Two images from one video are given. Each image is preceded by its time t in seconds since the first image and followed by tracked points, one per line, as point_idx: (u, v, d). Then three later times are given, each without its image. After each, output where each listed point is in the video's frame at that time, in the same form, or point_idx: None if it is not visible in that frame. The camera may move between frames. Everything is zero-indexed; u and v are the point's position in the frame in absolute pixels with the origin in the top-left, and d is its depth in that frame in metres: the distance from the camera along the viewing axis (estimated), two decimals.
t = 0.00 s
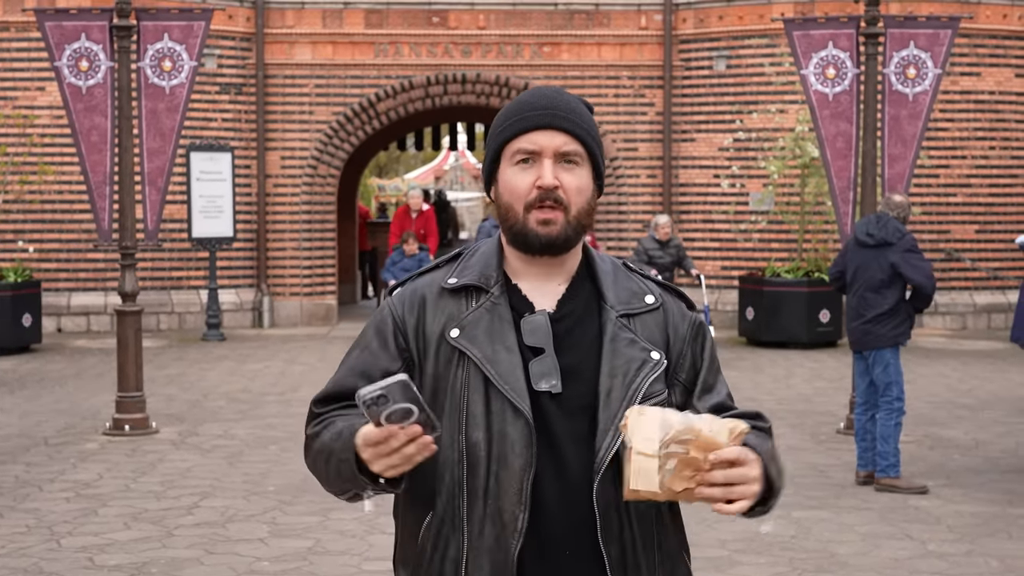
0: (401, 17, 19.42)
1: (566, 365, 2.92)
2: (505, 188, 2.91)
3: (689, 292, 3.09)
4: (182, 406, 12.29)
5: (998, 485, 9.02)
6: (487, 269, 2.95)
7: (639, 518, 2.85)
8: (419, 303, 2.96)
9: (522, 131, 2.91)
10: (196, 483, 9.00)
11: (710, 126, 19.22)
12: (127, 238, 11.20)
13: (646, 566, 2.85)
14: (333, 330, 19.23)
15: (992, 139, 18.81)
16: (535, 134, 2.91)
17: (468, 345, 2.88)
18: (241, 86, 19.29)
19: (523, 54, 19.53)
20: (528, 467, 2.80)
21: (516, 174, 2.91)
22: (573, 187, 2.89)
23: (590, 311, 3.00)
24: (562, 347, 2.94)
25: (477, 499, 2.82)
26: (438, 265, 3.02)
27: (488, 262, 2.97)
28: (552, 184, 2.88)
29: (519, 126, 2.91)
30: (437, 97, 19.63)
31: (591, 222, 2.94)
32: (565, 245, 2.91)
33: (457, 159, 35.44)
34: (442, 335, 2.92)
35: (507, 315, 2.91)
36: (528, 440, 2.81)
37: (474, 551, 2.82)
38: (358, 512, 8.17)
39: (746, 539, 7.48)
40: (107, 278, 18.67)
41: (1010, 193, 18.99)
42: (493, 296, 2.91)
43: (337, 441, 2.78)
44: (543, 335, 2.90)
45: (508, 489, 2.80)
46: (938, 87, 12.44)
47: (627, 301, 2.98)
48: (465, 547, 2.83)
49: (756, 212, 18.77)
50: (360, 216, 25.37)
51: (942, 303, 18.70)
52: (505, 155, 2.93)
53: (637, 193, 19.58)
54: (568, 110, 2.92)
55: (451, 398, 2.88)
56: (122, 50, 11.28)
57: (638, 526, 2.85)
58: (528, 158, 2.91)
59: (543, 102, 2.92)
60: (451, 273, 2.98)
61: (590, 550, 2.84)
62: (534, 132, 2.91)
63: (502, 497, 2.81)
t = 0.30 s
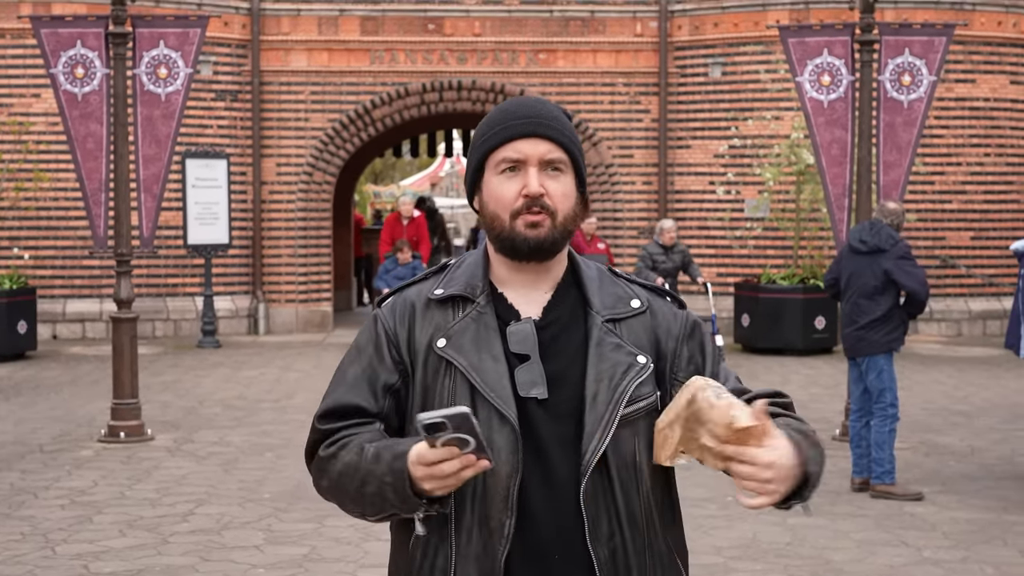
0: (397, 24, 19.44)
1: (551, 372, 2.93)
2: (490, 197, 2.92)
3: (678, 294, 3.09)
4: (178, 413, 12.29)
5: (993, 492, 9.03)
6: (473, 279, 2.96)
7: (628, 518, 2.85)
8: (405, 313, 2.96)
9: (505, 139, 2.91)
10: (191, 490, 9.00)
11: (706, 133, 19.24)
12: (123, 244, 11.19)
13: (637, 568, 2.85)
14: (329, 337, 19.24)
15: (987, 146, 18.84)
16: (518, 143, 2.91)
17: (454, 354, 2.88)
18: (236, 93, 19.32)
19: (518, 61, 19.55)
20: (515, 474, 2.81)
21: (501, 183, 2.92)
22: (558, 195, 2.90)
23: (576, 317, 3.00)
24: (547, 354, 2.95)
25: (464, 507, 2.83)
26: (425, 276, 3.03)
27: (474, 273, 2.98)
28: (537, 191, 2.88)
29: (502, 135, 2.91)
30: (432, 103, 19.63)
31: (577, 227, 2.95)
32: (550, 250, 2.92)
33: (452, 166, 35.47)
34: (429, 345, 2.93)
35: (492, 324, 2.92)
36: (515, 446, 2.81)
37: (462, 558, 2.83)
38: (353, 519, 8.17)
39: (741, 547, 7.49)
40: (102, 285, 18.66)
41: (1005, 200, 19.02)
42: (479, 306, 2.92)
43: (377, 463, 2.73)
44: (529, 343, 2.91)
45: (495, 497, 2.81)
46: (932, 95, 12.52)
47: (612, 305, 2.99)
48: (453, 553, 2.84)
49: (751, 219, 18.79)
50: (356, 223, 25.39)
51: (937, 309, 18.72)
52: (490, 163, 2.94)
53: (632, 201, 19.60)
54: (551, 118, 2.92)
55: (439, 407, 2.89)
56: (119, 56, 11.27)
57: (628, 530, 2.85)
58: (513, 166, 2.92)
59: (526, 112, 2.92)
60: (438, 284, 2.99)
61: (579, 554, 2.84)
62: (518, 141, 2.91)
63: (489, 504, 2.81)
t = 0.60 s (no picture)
0: (394, 25, 19.45)
1: (544, 373, 2.94)
2: (479, 207, 2.91)
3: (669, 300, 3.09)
4: (174, 413, 12.29)
5: (989, 492, 9.04)
6: (470, 281, 2.97)
7: (618, 518, 2.88)
8: (404, 313, 2.96)
9: (493, 152, 2.90)
10: (188, 491, 9.00)
11: (702, 134, 19.26)
12: (119, 244, 11.19)
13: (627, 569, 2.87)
14: (326, 338, 19.24)
15: (982, 147, 18.85)
16: (506, 156, 2.90)
17: (453, 352, 2.89)
18: (232, 94, 19.32)
19: (515, 62, 19.53)
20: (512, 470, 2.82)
21: (490, 195, 2.91)
22: (546, 208, 2.89)
23: (568, 320, 3.01)
24: (540, 355, 2.96)
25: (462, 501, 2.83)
26: (423, 277, 3.04)
27: (471, 276, 2.98)
28: (525, 205, 2.88)
29: (491, 147, 2.90)
30: (429, 104, 19.62)
31: (566, 238, 2.94)
32: (537, 264, 2.91)
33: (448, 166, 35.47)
34: (427, 344, 2.93)
35: (490, 325, 2.93)
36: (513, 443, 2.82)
37: (459, 556, 2.82)
38: (350, 520, 8.18)
39: (738, 547, 7.49)
40: (99, 286, 18.65)
41: (1001, 200, 19.04)
42: (477, 306, 2.93)
43: (414, 455, 2.77)
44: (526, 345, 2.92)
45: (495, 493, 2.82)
46: (928, 95, 12.55)
47: (603, 308, 2.99)
48: (450, 550, 2.83)
49: (747, 220, 18.81)
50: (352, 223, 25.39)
51: (934, 310, 18.74)
52: (479, 175, 2.93)
53: (629, 202, 19.60)
54: (541, 131, 2.90)
55: (437, 405, 2.90)
56: (114, 57, 11.25)
57: (618, 529, 2.87)
58: (502, 180, 2.91)
59: (511, 122, 2.90)
60: (437, 286, 2.99)
61: (572, 553, 2.85)
62: (506, 153, 2.90)
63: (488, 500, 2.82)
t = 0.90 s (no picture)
0: (393, 27, 19.45)
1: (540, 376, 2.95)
2: (481, 226, 2.91)
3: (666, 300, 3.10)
4: (173, 415, 12.30)
5: (989, 494, 9.04)
6: (471, 285, 2.97)
7: (612, 518, 2.88)
8: (405, 314, 2.97)
9: (497, 176, 2.88)
10: (188, 492, 9.00)
11: (701, 136, 19.27)
12: (118, 246, 11.18)
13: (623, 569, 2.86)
14: (325, 340, 19.24)
15: (981, 149, 18.85)
16: (509, 180, 2.89)
17: (452, 354, 2.90)
18: (231, 96, 19.33)
19: (514, 64, 19.54)
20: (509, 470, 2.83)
21: (493, 216, 2.90)
22: (548, 230, 2.89)
23: (564, 324, 3.01)
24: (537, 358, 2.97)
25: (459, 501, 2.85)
26: (424, 279, 3.04)
27: (472, 279, 2.99)
28: (527, 231, 2.88)
29: (494, 171, 2.89)
30: (428, 106, 19.64)
31: (565, 256, 2.95)
32: (535, 285, 2.92)
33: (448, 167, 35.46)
34: (426, 344, 2.93)
35: (490, 327, 2.93)
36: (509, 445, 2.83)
37: (454, 556, 2.83)
38: (349, 522, 8.18)
39: (738, 549, 7.50)
40: (98, 288, 18.67)
41: (1000, 202, 19.04)
42: (477, 311, 2.93)
43: (429, 447, 2.79)
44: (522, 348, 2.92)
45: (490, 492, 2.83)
46: (926, 97, 12.51)
47: (599, 311, 3.00)
48: (445, 550, 2.84)
49: (746, 221, 18.83)
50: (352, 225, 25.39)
51: (933, 311, 18.75)
52: (481, 195, 2.91)
53: (628, 203, 19.60)
54: (546, 153, 2.89)
55: (435, 408, 2.90)
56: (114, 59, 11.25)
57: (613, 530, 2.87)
58: (505, 204, 2.90)
59: (518, 146, 2.89)
60: (437, 289, 3.00)
61: (566, 554, 2.86)
62: (508, 179, 2.89)
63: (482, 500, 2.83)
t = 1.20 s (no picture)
0: (388, 24, 19.44)
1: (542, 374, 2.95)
2: (492, 224, 2.91)
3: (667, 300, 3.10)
4: (168, 412, 12.29)
5: (982, 491, 9.05)
6: (474, 281, 2.97)
7: (609, 519, 2.89)
8: (409, 309, 2.97)
9: (509, 174, 2.88)
10: (182, 489, 8.99)
11: (696, 133, 19.26)
12: (113, 242, 11.16)
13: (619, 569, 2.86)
14: (319, 336, 19.24)
15: (975, 147, 18.88)
16: (521, 178, 2.89)
17: (454, 351, 2.90)
18: (226, 93, 19.29)
19: (509, 61, 19.55)
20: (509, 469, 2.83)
21: (506, 214, 2.90)
22: (560, 229, 2.89)
23: (566, 322, 3.01)
24: (539, 357, 2.97)
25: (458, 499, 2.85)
26: (428, 273, 3.04)
27: (475, 275, 2.99)
28: (539, 229, 2.88)
29: (506, 169, 2.88)
30: (423, 103, 19.64)
31: (575, 255, 2.95)
32: (546, 284, 2.93)
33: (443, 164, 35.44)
34: (428, 340, 2.94)
35: (493, 325, 2.94)
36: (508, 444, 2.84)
37: (452, 552, 2.83)
38: (343, 518, 8.18)
39: (732, 545, 7.51)
40: (92, 284, 18.66)
41: (995, 200, 19.06)
42: (480, 307, 2.93)
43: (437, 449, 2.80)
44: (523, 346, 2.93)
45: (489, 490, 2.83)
46: (921, 95, 12.53)
47: (601, 310, 3.00)
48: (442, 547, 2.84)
49: (741, 219, 18.84)
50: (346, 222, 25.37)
51: (927, 309, 18.76)
52: (494, 192, 2.91)
53: (623, 200, 19.60)
54: (558, 151, 2.89)
55: (437, 404, 2.91)
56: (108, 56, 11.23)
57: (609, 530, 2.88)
58: (518, 201, 2.90)
59: (531, 144, 2.88)
60: (441, 284, 3.00)
61: (563, 553, 2.86)
62: (520, 176, 2.89)
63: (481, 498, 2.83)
